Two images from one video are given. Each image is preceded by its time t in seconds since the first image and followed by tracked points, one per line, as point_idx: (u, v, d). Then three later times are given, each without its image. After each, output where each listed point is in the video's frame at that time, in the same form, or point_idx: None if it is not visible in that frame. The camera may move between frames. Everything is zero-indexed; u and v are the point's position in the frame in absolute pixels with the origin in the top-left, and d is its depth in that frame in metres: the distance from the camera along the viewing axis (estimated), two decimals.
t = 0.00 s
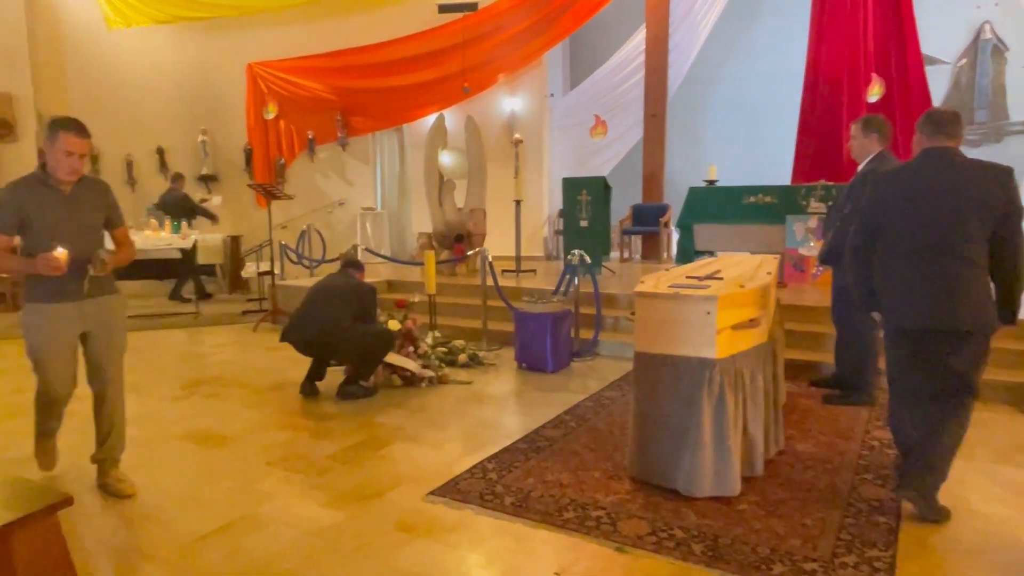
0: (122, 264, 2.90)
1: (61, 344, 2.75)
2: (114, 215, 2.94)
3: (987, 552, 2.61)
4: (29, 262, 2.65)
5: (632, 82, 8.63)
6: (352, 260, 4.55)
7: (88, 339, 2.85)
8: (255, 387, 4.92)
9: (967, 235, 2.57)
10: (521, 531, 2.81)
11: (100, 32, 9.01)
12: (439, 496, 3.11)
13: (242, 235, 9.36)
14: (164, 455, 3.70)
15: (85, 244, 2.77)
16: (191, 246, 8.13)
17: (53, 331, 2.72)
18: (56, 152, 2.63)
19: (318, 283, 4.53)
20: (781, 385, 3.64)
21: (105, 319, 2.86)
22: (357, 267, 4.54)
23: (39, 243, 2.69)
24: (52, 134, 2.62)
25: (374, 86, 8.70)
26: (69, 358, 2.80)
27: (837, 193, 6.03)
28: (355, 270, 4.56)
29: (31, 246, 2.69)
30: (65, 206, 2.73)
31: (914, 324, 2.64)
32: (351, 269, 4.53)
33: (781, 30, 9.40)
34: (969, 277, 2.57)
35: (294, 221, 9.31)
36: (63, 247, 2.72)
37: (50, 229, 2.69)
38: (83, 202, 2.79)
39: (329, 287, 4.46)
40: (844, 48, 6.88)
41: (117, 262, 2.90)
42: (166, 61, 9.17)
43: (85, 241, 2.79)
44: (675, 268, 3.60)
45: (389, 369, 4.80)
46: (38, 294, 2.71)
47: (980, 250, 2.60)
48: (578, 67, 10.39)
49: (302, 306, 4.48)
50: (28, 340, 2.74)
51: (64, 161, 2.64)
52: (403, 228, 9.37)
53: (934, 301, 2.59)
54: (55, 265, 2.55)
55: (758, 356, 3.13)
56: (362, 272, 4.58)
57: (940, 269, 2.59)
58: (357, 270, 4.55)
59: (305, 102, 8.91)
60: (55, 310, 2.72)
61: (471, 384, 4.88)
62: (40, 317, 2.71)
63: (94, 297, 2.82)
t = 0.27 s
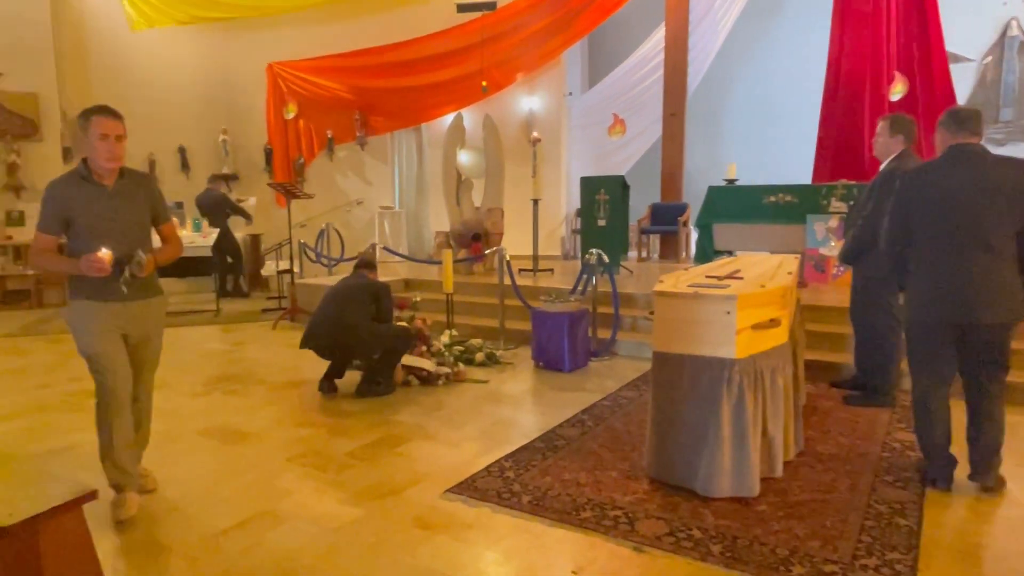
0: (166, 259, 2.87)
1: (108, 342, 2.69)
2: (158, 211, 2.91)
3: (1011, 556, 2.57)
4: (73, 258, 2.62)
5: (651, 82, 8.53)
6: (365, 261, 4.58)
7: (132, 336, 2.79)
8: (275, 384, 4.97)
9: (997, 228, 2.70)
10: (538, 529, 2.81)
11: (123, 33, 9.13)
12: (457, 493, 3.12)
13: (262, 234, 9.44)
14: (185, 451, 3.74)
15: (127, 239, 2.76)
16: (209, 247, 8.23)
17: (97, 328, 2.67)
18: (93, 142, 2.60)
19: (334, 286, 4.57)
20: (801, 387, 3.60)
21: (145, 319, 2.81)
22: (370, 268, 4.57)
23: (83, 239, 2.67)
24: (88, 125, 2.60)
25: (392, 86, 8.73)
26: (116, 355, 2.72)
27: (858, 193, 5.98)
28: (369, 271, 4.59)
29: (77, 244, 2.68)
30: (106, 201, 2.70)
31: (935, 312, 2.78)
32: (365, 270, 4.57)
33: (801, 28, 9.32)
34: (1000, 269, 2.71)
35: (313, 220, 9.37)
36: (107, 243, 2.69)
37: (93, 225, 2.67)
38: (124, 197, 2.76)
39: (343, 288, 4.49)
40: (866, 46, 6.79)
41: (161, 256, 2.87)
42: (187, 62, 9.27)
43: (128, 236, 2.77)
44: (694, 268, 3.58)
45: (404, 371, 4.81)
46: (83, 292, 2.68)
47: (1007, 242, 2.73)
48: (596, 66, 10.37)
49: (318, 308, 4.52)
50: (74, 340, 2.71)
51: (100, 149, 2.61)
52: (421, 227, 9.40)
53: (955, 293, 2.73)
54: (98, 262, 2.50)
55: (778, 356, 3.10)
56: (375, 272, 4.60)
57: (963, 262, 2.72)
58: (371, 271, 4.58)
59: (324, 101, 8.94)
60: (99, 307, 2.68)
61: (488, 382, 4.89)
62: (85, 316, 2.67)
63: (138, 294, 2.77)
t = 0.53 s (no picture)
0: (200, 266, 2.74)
1: (147, 356, 2.52)
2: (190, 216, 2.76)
3: None
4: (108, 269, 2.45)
5: (665, 81, 8.53)
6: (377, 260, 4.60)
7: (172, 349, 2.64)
8: (289, 383, 4.99)
9: None
10: (551, 529, 2.80)
11: (141, 34, 9.20)
12: (470, 493, 3.12)
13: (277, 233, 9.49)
14: (200, 448, 3.76)
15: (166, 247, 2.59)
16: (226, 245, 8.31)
17: (134, 342, 2.49)
18: (123, 143, 2.44)
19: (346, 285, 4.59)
20: (817, 389, 3.57)
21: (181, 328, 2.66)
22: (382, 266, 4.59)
23: (112, 247, 2.50)
24: (116, 125, 2.44)
25: (407, 85, 8.75)
26: (156, 369, 2.54)
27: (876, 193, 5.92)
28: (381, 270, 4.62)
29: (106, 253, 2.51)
30: (139, 206, 2.53)
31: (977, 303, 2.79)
32: (376, 269, 4.59)
33: (818, 26, 9.24)
34: None
35: (328, 219, 9.41)
36: (141, 252, 2.52)
37: (125, 233, 2.49)
38: (157, 202, 2.59)
39: (357, 287, 4.51)
40: (884, 44, 6.73)
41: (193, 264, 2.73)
42: (205, 62, 9.35)
43: (165, 242, 2.59)
44: (710, 268, 3.56)
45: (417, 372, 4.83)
46: (118, 304, 2.49)
47: None
48: (610, 66, 10.34)
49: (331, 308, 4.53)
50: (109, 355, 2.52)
51: (131, 150, 2.44)
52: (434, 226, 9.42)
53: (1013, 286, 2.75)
54: (140, 274, 2.33)
55: (793, 357, 3.08)
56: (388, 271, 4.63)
57: (1008, 251, 2.76)
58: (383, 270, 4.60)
59: (340, 101, 9.00)
60: (138, 320, 2.51)
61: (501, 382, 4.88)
62: (120, 329, 2.50)
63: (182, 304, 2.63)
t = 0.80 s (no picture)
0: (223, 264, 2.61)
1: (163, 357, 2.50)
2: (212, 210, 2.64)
3: None
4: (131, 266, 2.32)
5: (675, 81, 8.50)
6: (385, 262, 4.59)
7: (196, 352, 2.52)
8: (300, 382, 5.01)
9: None
10: (561, 530, 2.79)
11: (153, 36, 9.25)
12: (480, 493, 3.11)
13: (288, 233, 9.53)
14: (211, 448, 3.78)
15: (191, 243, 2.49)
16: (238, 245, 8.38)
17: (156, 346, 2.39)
18: (151, 132, 2.31)
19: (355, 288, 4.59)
20: (829, 390, 3.55)
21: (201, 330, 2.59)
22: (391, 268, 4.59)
23: (134, 243, 2.37)
24: (145, 113, 2.30)
25: (417, 86, 8.77)
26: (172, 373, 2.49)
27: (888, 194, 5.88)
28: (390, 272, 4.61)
29: (127, 247, 2.38)
30: (163, 200, 2.41)
31: (1003, 305, 2.76)
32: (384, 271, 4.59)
33: (830, 25, 9.18)
34: None
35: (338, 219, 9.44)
36: (164, 246, 2.41)
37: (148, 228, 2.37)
38: (183, 194, 2.47)
39: (365, 291, 4.51)
40: (897, 43, 6.67)
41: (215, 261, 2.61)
42: (216, 64, 9.39)
43: (189, 238, 2.49)
44: (720, 268, 3.55)
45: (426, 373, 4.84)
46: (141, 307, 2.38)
47: None
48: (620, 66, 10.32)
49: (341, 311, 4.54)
50: (126, 355, 2.40)
51: (160, 141, 2.32)
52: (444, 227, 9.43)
53: None
54: (171, 270, 2.19)
55: (805, 358, 3.06)
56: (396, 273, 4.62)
57: None
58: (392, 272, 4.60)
59: (350, 102, 9.02)
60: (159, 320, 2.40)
61: (511, 383, 4.87)
62: (141, 329, 2.38)
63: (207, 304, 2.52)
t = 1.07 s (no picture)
0: (259, 283, 2.41)
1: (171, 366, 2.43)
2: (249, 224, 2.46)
3: None
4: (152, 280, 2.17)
5: (681, 81, 8.50)
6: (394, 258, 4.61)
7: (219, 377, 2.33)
8: (305, 383, 5.01)
9: None
10: (566, 532, 2.78)
11: (160, 38, 9.28)
12: (485, 495, 3.11)
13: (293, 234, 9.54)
14: (216, 449, 3.78)
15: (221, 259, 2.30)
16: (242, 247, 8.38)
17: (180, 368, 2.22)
18: (189, 138, 2.15)
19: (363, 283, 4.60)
20: (835, 392, 3.53)
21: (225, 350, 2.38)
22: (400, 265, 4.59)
23: (160, 254, 2.22)
24: (183, 118, 2.14)
25: (422, 87, 8.79)
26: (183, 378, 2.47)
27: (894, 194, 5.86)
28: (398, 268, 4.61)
29: (153, 259, 2.23)
30: (194, 210, 2.24)
31: None
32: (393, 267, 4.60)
33: (836, 26, 9.15)
34: None
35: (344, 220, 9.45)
36: (192, 261, 2.23)
37: (174, 239, 2.22)
38: (215, 205, 2.30)
39: (373, 285, 4.51)
40: (904, 45, 6.66)
41: (252, 277, 2.42)
42: (222, 66, 9.42)
43: (220, 253, 2.30)
44: (727, 269, 3.54)
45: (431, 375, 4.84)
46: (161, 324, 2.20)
47: None
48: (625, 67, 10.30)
49: (348, 306, 4.55)
50: (147, 375, 2.25)
51: (199, 148, 2.16)
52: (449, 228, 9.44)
53: None
54: (194, 286, 2.03)
55: (811, 359, 3.04)
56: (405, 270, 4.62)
57: None
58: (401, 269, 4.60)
59: (355, 104, 9.05)
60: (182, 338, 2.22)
61: (516, 384, 4.87)
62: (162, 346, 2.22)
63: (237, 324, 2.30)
